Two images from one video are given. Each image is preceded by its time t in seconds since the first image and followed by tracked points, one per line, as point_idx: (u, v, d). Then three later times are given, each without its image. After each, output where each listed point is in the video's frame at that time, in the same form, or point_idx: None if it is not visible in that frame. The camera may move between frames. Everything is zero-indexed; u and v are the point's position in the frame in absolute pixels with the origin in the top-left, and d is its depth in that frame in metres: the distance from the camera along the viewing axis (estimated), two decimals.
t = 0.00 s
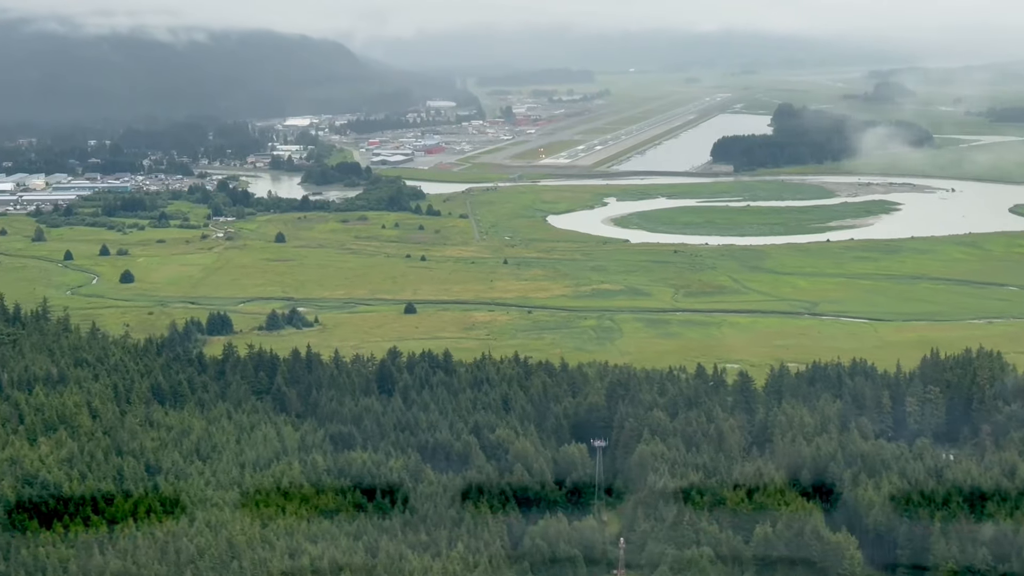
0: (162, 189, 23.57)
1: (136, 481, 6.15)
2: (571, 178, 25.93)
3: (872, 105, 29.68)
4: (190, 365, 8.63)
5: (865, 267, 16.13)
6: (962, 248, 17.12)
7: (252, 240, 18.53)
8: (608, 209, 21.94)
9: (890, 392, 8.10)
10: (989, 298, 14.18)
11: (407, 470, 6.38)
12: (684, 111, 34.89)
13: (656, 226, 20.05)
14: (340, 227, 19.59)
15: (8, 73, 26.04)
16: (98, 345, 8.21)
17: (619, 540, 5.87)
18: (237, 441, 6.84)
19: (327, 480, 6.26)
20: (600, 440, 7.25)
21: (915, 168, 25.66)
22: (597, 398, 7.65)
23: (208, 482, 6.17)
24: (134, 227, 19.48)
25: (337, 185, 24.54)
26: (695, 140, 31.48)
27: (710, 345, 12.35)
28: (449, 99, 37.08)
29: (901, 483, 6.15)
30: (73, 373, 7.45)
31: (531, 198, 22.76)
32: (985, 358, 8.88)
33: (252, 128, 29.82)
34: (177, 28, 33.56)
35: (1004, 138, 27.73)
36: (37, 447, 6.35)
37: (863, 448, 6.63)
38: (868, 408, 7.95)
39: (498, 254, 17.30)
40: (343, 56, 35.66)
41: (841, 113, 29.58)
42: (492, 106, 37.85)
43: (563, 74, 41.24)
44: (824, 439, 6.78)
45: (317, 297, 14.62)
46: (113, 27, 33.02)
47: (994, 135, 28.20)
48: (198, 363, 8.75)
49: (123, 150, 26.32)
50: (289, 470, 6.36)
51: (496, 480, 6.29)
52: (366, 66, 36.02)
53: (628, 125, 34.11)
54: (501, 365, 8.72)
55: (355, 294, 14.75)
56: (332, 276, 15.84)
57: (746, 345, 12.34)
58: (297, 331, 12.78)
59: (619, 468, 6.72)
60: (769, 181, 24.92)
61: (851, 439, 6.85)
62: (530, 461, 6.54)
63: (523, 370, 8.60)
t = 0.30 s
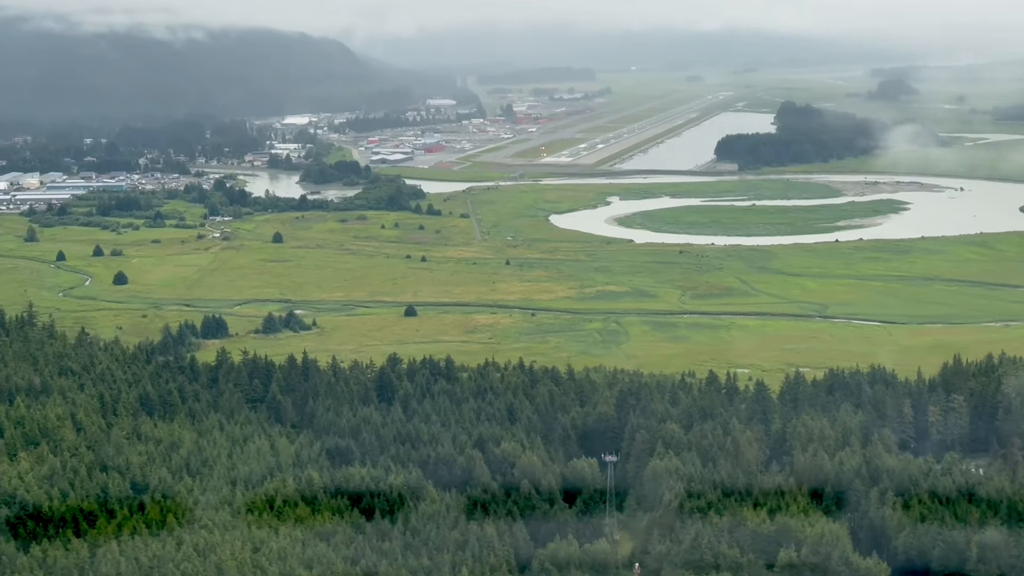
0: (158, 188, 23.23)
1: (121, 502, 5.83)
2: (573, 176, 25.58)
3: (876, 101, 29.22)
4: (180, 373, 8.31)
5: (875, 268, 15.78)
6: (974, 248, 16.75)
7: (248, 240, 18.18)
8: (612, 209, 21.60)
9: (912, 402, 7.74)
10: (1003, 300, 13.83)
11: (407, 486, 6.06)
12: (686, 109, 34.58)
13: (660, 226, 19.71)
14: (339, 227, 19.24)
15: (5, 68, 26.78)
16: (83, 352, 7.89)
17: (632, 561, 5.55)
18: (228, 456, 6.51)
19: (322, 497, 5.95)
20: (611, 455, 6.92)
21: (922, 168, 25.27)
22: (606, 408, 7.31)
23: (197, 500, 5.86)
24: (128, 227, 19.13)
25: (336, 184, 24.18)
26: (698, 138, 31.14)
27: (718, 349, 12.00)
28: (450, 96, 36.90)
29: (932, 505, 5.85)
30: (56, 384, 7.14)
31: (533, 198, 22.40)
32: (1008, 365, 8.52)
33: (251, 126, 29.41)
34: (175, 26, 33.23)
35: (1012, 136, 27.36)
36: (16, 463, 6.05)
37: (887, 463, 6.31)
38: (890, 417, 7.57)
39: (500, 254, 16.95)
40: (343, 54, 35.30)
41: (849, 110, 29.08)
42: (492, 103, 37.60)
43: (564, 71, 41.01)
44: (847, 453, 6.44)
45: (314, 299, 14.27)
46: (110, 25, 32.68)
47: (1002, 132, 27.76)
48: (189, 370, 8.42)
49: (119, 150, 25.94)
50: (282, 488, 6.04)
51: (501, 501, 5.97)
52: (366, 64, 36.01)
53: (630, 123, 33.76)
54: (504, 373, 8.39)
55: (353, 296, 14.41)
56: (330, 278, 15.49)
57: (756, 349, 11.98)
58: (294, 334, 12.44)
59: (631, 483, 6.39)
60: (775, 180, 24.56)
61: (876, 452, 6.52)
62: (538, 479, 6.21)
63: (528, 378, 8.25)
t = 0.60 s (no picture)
0: (152, 185, 22.88)
1: (100, 530, 5.52)
2: (574, 173, 25.23)
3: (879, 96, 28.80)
4: (170, 381, 7.97)
5: (883, 268, 15.44)
6: (984, 247, 16.42)
7: (244, 239, 17.83)
8: (613, 207, 21.25)
9: (933, 411, 7.39)
10: (1016, 301, 13.50)
11: (404, 510, 5.75)
12: (687, 105, 34.26)
13: (663, 224, 19.37)
14: (336, 225, 18.90)
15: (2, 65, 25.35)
16: (67, 361, 7.56)
17: None
18: (216, 472, 6.18)
19: (316, 520, 5.64)
20: (621, 472, 6.58)
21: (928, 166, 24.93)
22: (614, 419, 6.98)
23: (185, 525, 5.56)
24: (121, 225, 18.78)
25: (333, 181, 23.83)
26: (699, 135, 30.80)
27: (726, 352, 11.66)
28: (448, 92, 36.56)
29: (961, 531, 5.56)
30: (37, 396, 6.82)
31: (533, 195, 22.06)
32: None
33: (247, 122, 29.40)
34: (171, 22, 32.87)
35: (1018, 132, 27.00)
36: None
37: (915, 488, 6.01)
38: (909, 428, 7.22)
39: (499, 253, 16.60)
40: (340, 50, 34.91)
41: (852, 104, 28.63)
42: (492, 99, 37.26)
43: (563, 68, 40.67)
44: (870, 471, 6.13)
45: (310, 300, 13.93)
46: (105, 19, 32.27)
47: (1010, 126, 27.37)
48: (178, 376, 8.08)
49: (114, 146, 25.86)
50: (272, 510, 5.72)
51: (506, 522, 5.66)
52: (363, 60, 35.72)
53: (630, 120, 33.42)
54: (507, 382, 8.05)
55: (350, 297, 14.07)
56: (327, 278, 15.14)
57: (764, 352, 11.64)
58: (289, 337, 12.09)
59: (640, 505, 6.08)
60: (778, 177, 24.22)
61: (900, 470, 6.21)
62: (545, 504, 5.89)
63: (532, 387, 7.91)
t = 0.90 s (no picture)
0: (147, 183, 22.53)
1: (77, 554, 5.22)
2: (574, 172, 24.87)
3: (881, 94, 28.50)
4: (156, 390, 7.64)
5: (893, 270, 15.08)
6: (995, 248, 16.09)
7: (239, 238, 17.47)
8: (615, 206, 20.89)
9: (957, 421, 7.02)
10: None
11: (401, 537, 5.43)
12: (688, 103, 33.92)
13: (666, 224, 19.01)
14: (333, 224, 18.55)
15: None
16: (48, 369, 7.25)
17: None
18: (202, 490, 5.86)
19: (308, 546, 5.33)
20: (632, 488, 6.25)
21: (933, 164, 24.58)
22: (623, 431, 6.64)
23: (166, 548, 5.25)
24: (114, 224, 18.43)
25: (331, 180, 23.47)
26: (701, 133, 30.45)
27: (734, 356, 11.30)
28: (447, 91, 36.22)
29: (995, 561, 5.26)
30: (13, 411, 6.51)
31: (534, 194, 21.70)
32: None
33: (243, 121, 28.68)
34: (167, 19, 32.52)
35: None
36: None
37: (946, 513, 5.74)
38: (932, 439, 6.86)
39: (500, 254, 16.25)
40: (339, 48, 34.54)
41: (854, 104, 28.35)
42: (490, 97, 36.90)
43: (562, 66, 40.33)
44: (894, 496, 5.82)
45: (306, 302, 13.57)
46: (101, 15, 31.90)
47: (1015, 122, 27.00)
48: (167, 385, 7.74)
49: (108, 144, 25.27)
50: (261, 532, 5.42)
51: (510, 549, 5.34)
52: (362, 58, 35.39)
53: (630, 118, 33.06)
54: (510, 390, 7.71)
55: (347, 299, 13.72)
56: (323, 279, 14.77)
57: (774, 357, 11.29)
58: (284, 340, 11.73)
59: (651, 524, 5.74)
60: (782, 176, 23.87)
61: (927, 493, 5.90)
62: (553, 527, 5.59)
63: (537, 397, 7.56)
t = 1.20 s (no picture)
0: (142, 183, 22.20)
1: None
2: (575, 172, 24.54)
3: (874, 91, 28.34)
4: (142, 401, 7.32)
5: (903, 273, 14.74)
6: (1005, 251, 15.75)
7: (234, 239, 17.13)
8: (617, 207, 20.55)
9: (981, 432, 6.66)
10: None
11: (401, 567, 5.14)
12: (689, 102, 33.58)
13: (669, 225, 18.67)
14: (330, 225, 18.21)
15: None
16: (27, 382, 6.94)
17: None
18: (187, 512, 5.55)
19: None
20: (644, 512, 5.92)
21: (939, 164, 24.24)
22: (633, 446, 6.30)
23: None
24: (107, 224, 18.09)
25: (328, 179, 23.11)
26: (703, 132, 30.12)
27: (743, 363, 10.96)
28: (445, 90, 35.92)
29: None
30: None
31: (534, 194, 21.37)
32: None
33: (240, 120, 28.06)
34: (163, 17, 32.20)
35: None
36: None
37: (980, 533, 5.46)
38: (958, 455, 6.50)
39: (500, 256, 15.92)
40: (336, 46, 34.18)
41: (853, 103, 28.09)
42: (490, 96, 36.58)
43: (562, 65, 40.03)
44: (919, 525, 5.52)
45: (302, 305, 13.23)
46: (96, 12, 31.54)
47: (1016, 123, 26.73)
48: (154, 395, 7.40)
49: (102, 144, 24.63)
50: (250, 558, 5.11)
51: None
52: (360, 57, 35.17)
53: (632, 116, 32.74)
54: (513, 402, 7.36)
55: (344, 302, 13.38)
56: (320, 281, 14.43)
57: (783, 363, 10.96)
58: (278, 345, 11.39)
59: (666, 549, 5.44)
60: (785, 177, 23.53)
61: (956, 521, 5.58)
62: (562, 554, 5.30)
63: (544, 409, 7.21)
